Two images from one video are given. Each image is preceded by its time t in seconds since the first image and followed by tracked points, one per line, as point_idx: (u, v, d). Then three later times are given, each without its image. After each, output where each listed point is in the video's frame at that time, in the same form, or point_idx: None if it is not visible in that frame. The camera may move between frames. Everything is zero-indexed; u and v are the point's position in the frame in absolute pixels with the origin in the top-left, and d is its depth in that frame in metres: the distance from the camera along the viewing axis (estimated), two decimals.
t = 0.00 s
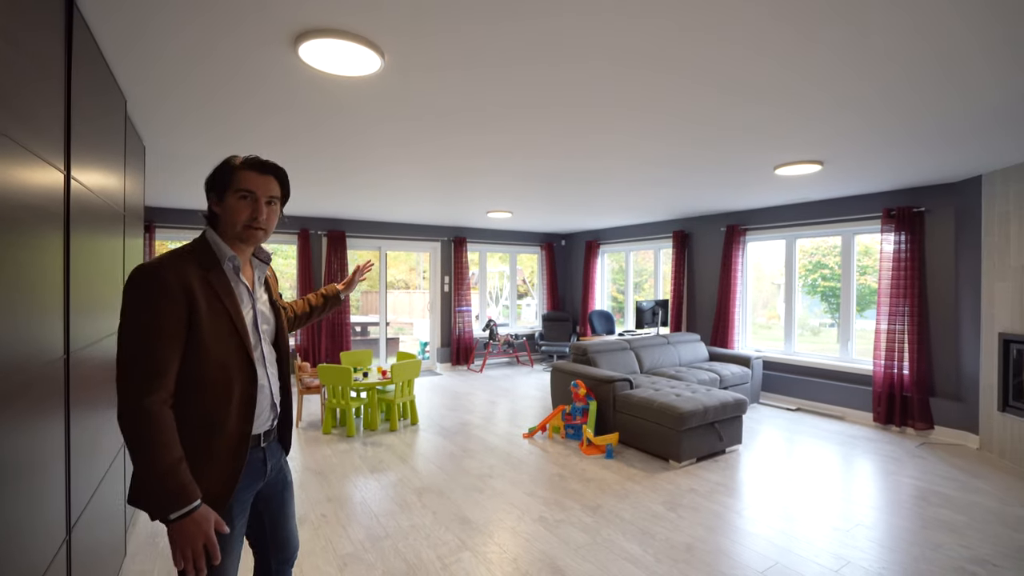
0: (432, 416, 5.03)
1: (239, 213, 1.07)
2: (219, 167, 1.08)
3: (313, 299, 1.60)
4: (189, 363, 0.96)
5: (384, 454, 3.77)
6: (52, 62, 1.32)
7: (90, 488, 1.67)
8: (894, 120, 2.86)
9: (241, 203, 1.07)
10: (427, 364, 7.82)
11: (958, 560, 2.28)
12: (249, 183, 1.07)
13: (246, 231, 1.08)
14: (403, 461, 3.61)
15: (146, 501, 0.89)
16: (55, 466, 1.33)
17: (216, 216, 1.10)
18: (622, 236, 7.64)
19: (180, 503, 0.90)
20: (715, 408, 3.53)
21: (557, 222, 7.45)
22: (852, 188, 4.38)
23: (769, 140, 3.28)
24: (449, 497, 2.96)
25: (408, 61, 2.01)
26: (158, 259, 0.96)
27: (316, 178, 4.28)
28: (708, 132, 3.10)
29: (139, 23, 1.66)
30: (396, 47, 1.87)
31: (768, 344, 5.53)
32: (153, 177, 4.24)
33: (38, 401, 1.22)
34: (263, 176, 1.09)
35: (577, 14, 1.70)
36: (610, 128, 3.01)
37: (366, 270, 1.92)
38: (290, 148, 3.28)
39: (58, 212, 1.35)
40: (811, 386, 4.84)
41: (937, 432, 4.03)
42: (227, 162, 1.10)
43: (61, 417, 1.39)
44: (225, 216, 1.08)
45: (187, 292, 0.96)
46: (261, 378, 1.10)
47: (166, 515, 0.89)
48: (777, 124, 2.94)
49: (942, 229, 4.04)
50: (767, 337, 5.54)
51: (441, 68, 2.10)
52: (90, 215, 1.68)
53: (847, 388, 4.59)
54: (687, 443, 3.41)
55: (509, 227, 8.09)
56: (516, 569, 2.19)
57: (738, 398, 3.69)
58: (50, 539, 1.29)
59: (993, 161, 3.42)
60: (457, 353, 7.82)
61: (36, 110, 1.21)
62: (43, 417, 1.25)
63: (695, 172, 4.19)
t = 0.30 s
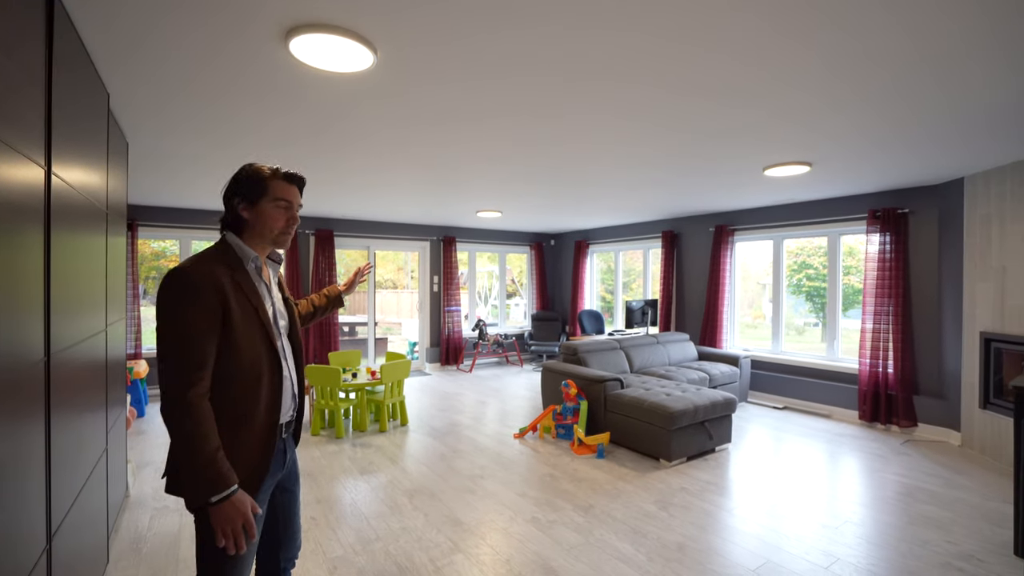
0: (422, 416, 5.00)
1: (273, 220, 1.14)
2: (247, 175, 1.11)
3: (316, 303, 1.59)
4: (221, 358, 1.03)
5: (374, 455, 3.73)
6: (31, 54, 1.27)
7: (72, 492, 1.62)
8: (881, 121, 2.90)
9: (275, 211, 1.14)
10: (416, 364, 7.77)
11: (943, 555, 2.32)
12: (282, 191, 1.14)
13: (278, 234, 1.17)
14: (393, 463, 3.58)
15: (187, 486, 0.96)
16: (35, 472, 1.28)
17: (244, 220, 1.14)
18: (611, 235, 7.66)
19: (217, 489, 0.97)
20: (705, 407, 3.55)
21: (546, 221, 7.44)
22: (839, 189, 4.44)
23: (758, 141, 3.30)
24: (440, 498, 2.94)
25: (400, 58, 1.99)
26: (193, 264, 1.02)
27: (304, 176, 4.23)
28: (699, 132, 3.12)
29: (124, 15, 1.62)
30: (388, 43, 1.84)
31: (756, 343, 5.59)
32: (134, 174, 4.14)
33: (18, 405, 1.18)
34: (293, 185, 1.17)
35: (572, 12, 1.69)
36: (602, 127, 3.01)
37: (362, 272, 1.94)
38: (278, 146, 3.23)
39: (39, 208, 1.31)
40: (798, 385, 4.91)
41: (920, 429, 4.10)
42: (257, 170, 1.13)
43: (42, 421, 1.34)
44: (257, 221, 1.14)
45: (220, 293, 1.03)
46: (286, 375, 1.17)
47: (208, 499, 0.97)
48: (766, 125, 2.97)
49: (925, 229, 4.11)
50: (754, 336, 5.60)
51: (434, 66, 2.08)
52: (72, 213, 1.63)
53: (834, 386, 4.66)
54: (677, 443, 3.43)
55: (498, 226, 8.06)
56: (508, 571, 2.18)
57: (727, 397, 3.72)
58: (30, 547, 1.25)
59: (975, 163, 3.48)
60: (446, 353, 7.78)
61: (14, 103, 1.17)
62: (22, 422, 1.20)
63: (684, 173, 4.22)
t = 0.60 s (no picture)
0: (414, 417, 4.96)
1: (298, 223, 1.31)
2: (278, 184, 1.27)
3: (307, 302, 1.59)
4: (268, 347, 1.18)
5: (366, 457, 3.68)
6: (10, 44, 1.22)
7: (55, 496, 1.57)
8: (871, 123, 2.92)
9: (300, 216, 1.31)
10: (407, 364, 7.71)
11: (935, 551, 2.33)
12: (306, 198, 1.32)
13: (299, 236, 1.34)
14: (385, 464, 3.53)
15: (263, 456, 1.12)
16: (15, 479, 1.23)
17: (270, 223, 1.29)
18: (603, 235, 7.67)
19: (297, 447, 1.10)
20: (699, 406, 3.56)
21: (538, 221, 7.42)
22: (829, 189, 4.47)
23: (751, 141, 3.31)
24: (435, 500, 2.90)
25: (394, 53, 1.96)
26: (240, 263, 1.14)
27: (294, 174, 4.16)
28: (692, 131, 3.12)
29: (109, 6, 1.57)
30: (381, 38, 1.81)
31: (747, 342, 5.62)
32: (119, 172, 4.05)
33: None
34: (312, 193, 1.35)
35: (569, 9, 1.67)
36: (596, 126, 3.00)
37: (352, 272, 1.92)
38: (268, 143, 3.18)
39: (19, 204, 1.26)
40: (789, 383, 4.94)
41: (909, 427, 4.14)
42: (283, 179, 1.29)
43: (23, 425, 1.29)
44: (285, 224, 1.30)
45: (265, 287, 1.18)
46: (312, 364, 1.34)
47: (290, 457, 1.10)
48: (759, 125, 2.98)
49: (915, 229, 4.15)
50: (746, 335, 5.62)
51: (428, 62, 2.05)
52: (54, 210, 1.57)
53: (824, 385, 4.69)
54: (671, 442, 3.43)
55: (490, 226, 8.03)
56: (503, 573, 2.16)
57: (721, 396, 3.72)
58: (10, 558, 1.20)
59: (963, 163, 3.52)
60: (437, 353, 7.73)
61: None
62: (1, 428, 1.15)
63: (678, 172, 4.22)
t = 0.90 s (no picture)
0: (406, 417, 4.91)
1: (310, 222, 1.40)
2: (296, 186, 1.35)
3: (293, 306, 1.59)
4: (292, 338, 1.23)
5: (357, 458, 3.62)
6: None
7: (33, 500, 1.51)
8: (867, 121, 2.91)
9: (313, 216, 1.41)
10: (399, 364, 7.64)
11: (933, 549, 2.32)
12: (317, 199, 1.41)
13: (309, 234, 1.43)
14: (377, 465, 3.47)
15: (288, 442, 1.21)
16: None
17: (286, 222, 1.36)
18: (596, 233, 7.65)
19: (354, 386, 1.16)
20: (694, 404, 3.54)
21: (531, 219, 7.38)
22: (823, 187, 4.48)
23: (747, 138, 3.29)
24: (428, 501, 2.86)
25: (387, 45, 1.91)
26: (272, 259, 1.17)
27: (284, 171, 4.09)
28: (688, 129, 3.10)
29: None
30: (374, 28, 1.76)
31: (740, 340, 5.63)
32: (103, 168, 3.95)
33: None
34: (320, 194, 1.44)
35: None
36: (592, 123, 2.97)
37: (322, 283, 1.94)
38: (257, 138, 3.12)
39: None
40: (782, 381, 4.95)
41: (902, 424, 4.15)
42: (297, 180, 1.37)
43: None
44: (298, 223, 1.38)
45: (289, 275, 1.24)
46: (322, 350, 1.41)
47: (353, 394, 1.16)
48: (755, 122, 2.96)
49: (907, 227, 4.16)
50: (739, 334, 5.63)
51: (422, 55, 2.00)
52: (32, 203, 1.51)
53: (818, 383, 4.70)
54: (667, 440, 3.41)
55: (483, 224, 7.98)
56: None
57: (715, 395, 3.71)
58: None
59: (956, 162, 3.53)
60: (430, 353, 7.67)
61: None
62: None
63: (672, 171, 4.20)
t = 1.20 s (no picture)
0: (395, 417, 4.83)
1: (319, 221, 1.39)
2: (310, 183, 1.34)
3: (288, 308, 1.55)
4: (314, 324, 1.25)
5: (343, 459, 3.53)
6: None
7: None
8: (860, 118, 2.90)
9: (322, 215, 1.40)
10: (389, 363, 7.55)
11: (925, 545, 2.31)
12: (326, 198, 1.41)
13: (316, 233, 1.41)
14: (365, 466, 3.40)
15: (300, 430, 1.20)
16: None
17: (297, 219, 1.34)
18: (587, 232, 7.61)
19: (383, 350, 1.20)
20: (686, 403, 3.52)
21: (522, 217, 7.32)
22: (813, 185, 4.48)
23: (739, 135, 3.27)
24: (418, 502, 2.79)
25: (373, 30, 1.84)
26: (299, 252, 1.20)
27: (269, 166, 3.99)
28: (680, 125, 3.07)
29: None
30: (360, 10, 1.69)
31: (731, 339, 5.63)
32: (80, 161, 3.82)
33: None
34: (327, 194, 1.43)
35: None
36: (583, 118, 2.92)
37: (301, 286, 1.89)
38: (241, 130, 3.03)
39: None
40: (773, 380, 4.95)
41: (891, 421, 4.17)
42: (310, 178, 1.36)
43: None
44: (308, 220, 1.36)
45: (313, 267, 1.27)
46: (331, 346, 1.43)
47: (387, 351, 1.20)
48: (749, 118, 2.94)
49: (897, 226, 4.17)
50: (730, 333, 5.63)
51: (410, 42, 1.94)
52: None
53: (808, 381, 4.71)
54: (659, 439, 3.38)
55: (473, 222, 7.90)
56: None
57: (708, 393, 3.69)
58: None
59: (945, 160, 3.54)
60: (420, 352, 7.59)
61: None
62: None
63: (664, 168, 4.17)
